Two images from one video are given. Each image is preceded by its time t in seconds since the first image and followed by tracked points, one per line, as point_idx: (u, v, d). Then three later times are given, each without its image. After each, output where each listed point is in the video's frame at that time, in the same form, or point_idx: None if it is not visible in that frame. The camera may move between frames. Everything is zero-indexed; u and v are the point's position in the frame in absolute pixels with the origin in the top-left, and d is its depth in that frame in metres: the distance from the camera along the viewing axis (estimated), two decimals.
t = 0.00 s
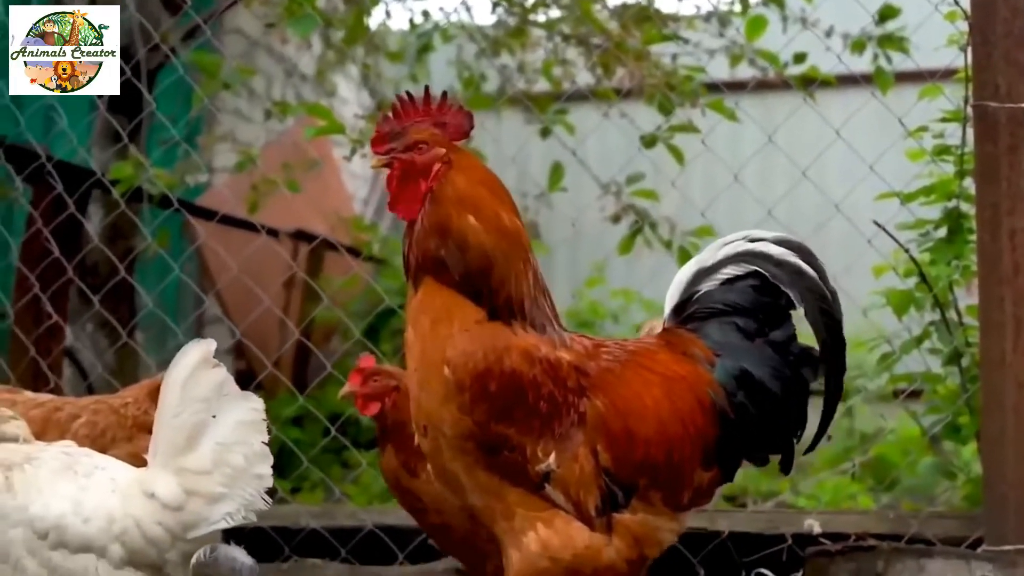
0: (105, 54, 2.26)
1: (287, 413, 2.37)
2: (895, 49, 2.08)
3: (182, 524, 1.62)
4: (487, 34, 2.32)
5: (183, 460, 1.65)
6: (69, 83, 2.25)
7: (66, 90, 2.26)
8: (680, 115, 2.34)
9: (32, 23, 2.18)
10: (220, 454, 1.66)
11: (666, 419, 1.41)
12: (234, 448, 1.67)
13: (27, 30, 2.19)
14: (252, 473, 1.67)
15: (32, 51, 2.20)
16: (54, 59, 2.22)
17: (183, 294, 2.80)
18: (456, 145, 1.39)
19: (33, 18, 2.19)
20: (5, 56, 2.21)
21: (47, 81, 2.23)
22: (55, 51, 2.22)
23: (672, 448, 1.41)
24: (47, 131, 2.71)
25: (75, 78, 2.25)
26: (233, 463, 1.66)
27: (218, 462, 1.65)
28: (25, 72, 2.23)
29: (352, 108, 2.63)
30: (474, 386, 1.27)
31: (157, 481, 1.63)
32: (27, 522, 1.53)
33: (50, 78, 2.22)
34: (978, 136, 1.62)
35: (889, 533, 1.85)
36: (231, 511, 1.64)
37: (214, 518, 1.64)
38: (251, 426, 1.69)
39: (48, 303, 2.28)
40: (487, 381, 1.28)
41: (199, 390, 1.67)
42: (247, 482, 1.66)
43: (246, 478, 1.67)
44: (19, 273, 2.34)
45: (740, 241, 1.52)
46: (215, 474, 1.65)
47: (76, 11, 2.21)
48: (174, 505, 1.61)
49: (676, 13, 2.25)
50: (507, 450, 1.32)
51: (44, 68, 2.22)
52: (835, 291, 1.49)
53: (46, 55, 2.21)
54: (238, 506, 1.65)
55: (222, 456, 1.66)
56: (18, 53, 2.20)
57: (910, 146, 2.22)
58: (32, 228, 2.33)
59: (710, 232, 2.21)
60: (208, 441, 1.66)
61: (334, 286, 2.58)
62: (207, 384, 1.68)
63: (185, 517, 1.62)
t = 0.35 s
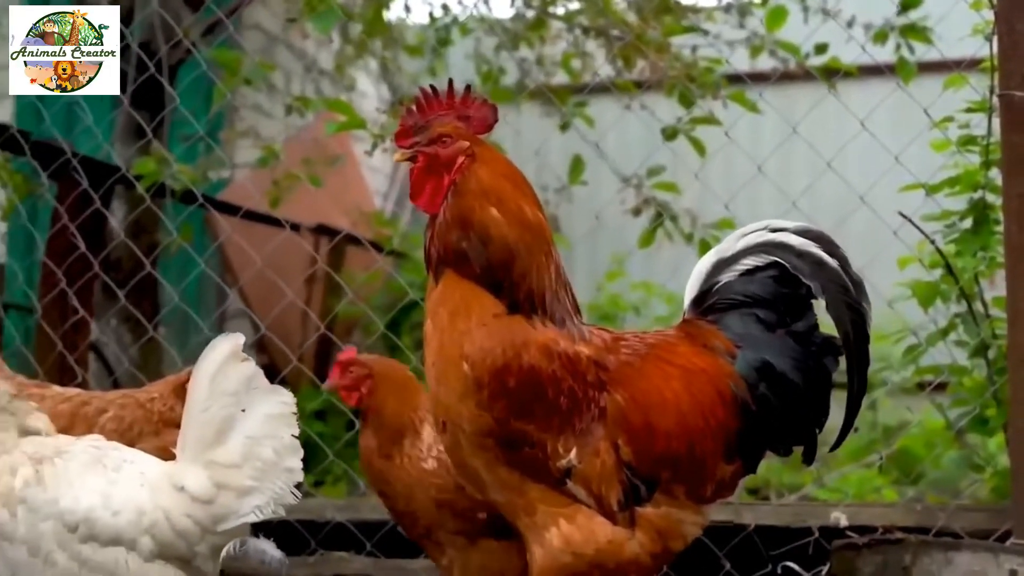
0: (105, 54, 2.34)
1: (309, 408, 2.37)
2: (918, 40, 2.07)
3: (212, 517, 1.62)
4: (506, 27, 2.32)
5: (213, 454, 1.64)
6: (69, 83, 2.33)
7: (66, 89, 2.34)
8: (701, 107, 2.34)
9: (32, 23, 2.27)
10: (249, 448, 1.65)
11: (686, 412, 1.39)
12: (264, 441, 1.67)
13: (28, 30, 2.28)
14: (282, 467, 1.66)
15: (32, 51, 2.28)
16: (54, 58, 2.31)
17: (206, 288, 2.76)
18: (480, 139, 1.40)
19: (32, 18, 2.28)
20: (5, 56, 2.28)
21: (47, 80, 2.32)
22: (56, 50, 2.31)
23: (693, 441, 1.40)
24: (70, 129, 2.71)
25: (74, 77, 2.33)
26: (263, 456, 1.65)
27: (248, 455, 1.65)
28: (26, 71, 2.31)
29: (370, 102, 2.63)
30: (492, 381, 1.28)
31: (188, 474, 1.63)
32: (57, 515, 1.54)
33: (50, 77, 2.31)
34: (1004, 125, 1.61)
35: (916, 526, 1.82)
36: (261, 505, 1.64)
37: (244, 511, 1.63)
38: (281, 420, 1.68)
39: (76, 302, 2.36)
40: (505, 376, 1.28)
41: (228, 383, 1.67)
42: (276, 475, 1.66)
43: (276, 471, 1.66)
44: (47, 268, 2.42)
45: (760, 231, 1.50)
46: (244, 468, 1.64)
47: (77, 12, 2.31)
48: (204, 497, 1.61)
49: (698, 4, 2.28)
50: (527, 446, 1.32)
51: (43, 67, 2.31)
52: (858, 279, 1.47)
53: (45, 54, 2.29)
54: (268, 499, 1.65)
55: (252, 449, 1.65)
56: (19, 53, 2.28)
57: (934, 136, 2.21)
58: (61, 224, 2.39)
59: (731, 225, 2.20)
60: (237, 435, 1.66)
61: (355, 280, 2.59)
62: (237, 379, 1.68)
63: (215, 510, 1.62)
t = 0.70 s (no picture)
0: (105, 55, 2.28)
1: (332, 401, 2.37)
2: (945, 34, 2.05)
3: (243, 510, 1.56)
4: (530, 20, 2.31)
5: (244, 448, 1.58)
6: (69, 83, 2.26)
7: (67, 90, 2.27)
8: (726, 102, 2.33)
9: (32, 23, 2.19)
10: (282, 441, 1.57)
11: (707, 409, 1.39)
12: (297, 435, 1.59)
13: (27, 30, 2.19)
14: (315, 461, 1.58)
15: (32, 51, 2.20)
16: (54, 58, 2.23)
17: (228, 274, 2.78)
18: (509, 133, 1.40)
19: (32, 17, 2.18)
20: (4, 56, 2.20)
21: (47, 80, 2.23)
22: (56, 51, 2.24)
23: (714, 439, 1.39)
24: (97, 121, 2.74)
25: (75, 78, 2.26)
26: (295, 451, 1.57)
27: (280, 449, 1.57)
28: (26, 72, 2.22)
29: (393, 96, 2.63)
30: (513, 374, 1.28)
31: (219, 466, 1.57)
32: (89, 505, 1.51)
33: (51, 78, 2.23)
34: None
35: (943, 522, 1.82)
36: (292, 498, 1.56)
37: (275, 504, 1.56)
38: (315, 414, 1.60)
39: (100, 293, 2.31)
40: (526, 371, 1.28)
41: (261, 376, 1.59)
42: (310, 469, 1.57)
43: (309, 466, 1.57)
44: (72, 260, 2.38)
45: (788, 229, 1.47)
46: (276, 461, 1.57)
47: (77, 11, 2.23)
48: (235, 489, 1.55)
49: None
50: (547, 440, 1.32)
51: (44, 67, 2.22)
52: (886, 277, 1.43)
53: (45, 55, 2.21)
54: (299, 493, 1.57)
55: (285, 443, 1.57)
56: (18, 53, 2.19)
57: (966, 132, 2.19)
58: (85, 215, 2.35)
59: (755, 220, 2.18)
60: (270, 428, 1.58)
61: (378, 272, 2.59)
62: (270, 371, 1.60)
63: (247, 503, 1.56)
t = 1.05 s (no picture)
0: (105, 55, 2.26)
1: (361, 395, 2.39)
2: (971, 31, 2.04)
3: (272, 506, 1.54)
4: (554, 16, 2.31)
5: (273, 443, 1.55)
6: (70, 83, 2.24)
7: (66, 90, 2.24)
8: (751, 98, 2.33)
9: (33, 23, 2.16)
10: (311, 437, 1.55)
11: (703, 408, 1.39)
12: (326, 431, 1.56)
13: (28, 30, 2.16)
14: (343, 458, 1.55)
15: (32, 51, 2.17)
16: (55, 58, 2.21)
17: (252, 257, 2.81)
18: (510, 136, 1.47)
19: (33, 17, 2.16)
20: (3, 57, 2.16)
21: (48, 81, 2.20)
22: (56, 51, 2.21)
23: (710, 438, 1.39)
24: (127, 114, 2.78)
25: (75, 78, 2.24)
26: (324, 447, 1.55)
27: (309, 444, 1.55)
28: (26, 71, 2.17)
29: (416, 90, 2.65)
30: (509, 372, 1.31)
31: (248, 460, 1.56)
32: (120, 498, 1.48)
33: (51, 78, 2.19)
34: None
35: (971, 523, 1.77)
36: (320, 494, 1.55)
37: (304, 500, 1.55)
38: (344, 410, 1.58)
39: (128, 289, 2.34)
40: (522, 369, 1.31)
41: (290, 371, 1.56)
42: (338, 466, 1.55)
43: (337, 462, 1.55)
44: (101, 254, 2.43)
45: (791, 229, 1.46)
46: (305, 457, 1.54)
47: (77, 11, 2.20)
48: (264, 484, 1.53)
49: None
50: (543, 436, 1.35)
51: (44, 67, 2.18)
52: (891, 283, 1.41)
53: (46, 55, 2.18)
54: (328, 489, 1.55)
55: (314, 439, 1.55)
56: (18, 53, 2.16)
57: (996, 129, 2.18)
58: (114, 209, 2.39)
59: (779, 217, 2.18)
60: (299, 424, 1.56)
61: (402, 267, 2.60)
62: (300, 366, 1.57)
63: (275, 498, 1.54)
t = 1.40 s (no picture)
0: (106, 54, 2.18)
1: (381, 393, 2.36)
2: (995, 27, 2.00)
3: (298, 502, 1.44)
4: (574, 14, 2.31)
5: (299, 440, 1.46)
6: (69, 82, 2.14)
7: (66, 89, 2.14)
8: (773, 96, 2.29)
9: (32, 22, 2.12)
10: (337, 434, 1.45)
11: (660, 394, 1.39)
12: (352, 428, 1.46)
13: (27, 30, 2.12)
14: (369, 455, 1.45)
15: (32, 51, 2.11)
16: (54, 58, 2.14)
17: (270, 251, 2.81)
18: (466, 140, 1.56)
19: (32, 17, 2.13)
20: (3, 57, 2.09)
21: (47, 80, 2.10)
22: (55, 50, 2.15)
23: (664, 424, 1.39)
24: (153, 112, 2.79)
25: (75, 77, 2.15)
26: (350, 443, 1.45)
27: (334, 441, 1.45)
28: (25, 71, 2.09)
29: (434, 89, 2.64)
30: (471, 352, 1.35)
31: (274, 457, 1.46)
32: (147, 496, 1.41)
33: (50, 77, 2.10)
34: None
35: (995, 521, 1.72)
36: (347, 491, 1.45)
37: (330, 497, 1.45)
38: (369, 406, 1.47)
39: (152, 287, 2.34)
40: (483, 348, 1.34)
41: (316, 368, 1.47)
42: (364, 463, 1.45)
43: (363, 459, 1.45)
44: (123, 252, 2.43)
45: (765, 228, 1.49)
46: (330, 453, 1.45)
47: (77, 10, 2.16)
48: (291, 481, 1.43)
49: None
50: (502, 416, 1.37)
51: (43, 67, 2.11)
52: (858, 284, 1.42)
53: (45, 54, 2.12)
54: (354, 486, 1.45)
55: (339, 435, 1.45)
56: (17, 53, 2.09)
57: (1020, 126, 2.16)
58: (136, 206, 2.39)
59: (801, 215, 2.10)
60: (325, 420, 1.46)
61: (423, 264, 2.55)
62: (325, 363, 1.47)
63: (302, 494, 1.44)
